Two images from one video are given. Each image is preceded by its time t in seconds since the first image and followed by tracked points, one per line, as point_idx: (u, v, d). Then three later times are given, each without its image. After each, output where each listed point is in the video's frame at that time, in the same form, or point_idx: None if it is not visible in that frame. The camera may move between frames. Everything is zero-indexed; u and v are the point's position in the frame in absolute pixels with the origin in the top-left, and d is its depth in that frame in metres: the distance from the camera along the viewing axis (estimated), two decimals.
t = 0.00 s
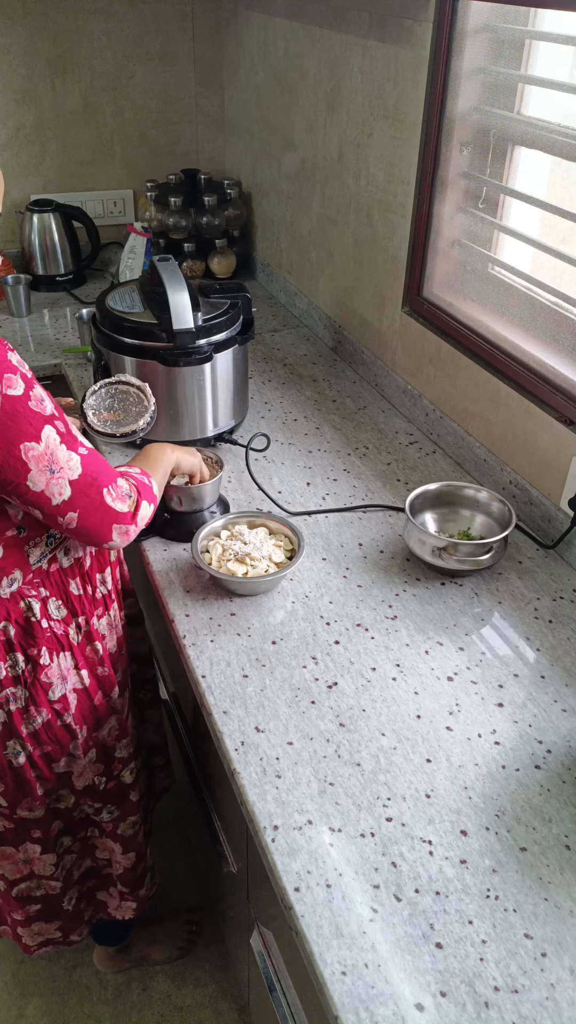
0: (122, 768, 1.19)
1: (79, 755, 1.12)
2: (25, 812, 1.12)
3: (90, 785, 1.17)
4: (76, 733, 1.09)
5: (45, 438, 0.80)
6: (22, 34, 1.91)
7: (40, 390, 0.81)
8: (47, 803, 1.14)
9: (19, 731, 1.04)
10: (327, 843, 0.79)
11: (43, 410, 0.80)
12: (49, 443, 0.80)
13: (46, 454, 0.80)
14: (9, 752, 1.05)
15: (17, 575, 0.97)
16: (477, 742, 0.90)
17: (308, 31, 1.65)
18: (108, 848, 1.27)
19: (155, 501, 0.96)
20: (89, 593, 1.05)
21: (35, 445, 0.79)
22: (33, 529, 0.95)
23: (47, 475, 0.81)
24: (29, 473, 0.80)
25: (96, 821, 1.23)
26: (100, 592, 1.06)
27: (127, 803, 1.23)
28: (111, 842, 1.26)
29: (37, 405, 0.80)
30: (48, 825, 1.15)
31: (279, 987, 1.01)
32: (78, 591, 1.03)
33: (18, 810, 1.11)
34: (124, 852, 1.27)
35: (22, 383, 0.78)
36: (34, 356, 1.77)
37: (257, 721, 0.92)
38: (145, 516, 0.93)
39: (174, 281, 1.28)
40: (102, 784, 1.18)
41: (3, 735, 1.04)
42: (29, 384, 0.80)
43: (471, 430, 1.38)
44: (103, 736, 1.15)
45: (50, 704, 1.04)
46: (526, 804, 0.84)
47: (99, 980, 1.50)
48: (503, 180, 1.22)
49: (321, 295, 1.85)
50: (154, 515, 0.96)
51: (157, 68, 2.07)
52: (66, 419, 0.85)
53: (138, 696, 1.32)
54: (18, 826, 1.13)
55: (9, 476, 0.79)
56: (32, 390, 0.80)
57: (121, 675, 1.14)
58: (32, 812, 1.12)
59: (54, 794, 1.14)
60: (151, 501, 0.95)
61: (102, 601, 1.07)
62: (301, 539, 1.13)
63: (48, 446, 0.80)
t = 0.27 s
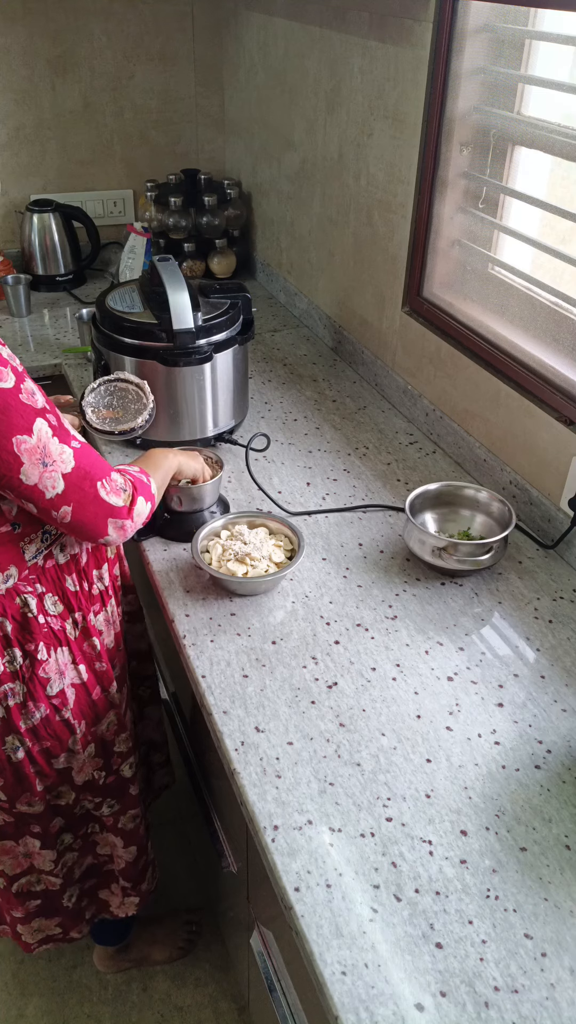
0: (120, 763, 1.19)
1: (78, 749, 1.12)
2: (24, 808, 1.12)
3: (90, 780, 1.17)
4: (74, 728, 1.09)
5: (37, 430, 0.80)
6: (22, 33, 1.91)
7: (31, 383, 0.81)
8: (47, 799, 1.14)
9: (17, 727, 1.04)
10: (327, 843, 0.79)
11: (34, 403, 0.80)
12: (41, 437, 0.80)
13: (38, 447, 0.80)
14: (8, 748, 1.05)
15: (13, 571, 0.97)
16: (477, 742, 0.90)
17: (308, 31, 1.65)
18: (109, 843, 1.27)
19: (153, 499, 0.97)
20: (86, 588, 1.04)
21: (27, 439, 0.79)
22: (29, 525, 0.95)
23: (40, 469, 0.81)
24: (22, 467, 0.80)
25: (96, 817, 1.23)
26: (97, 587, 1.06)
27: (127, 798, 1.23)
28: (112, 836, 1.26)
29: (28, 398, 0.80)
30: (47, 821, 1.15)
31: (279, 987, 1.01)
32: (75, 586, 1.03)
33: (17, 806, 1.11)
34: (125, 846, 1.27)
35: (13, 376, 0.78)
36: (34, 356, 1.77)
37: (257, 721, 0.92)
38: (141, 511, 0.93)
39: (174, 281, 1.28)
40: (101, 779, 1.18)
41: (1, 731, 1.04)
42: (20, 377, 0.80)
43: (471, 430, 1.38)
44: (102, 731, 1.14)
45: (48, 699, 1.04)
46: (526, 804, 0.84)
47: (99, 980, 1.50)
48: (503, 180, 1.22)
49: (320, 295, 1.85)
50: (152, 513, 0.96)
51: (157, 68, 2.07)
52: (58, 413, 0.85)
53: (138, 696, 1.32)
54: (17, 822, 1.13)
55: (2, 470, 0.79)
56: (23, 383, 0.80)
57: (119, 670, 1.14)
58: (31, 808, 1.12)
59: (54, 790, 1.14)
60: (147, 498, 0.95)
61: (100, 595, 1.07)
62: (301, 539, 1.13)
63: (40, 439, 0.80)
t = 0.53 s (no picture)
0: (116, 764, 1.19)
1: (74, 750, 1.12)
2: (19, 806, 1.12)
3: (85, 780, 1.17)
4: (70, 729, 1.09)
5: (37, 432, 0.80)
6: (21, 33, 1.91)
7: (29, 385, 0.81)
8: (42, 797, 1.14)
9: (12, 726, 1.04)
10: (327, 843, 0.79)
11: (33, 406, 0.80)
12: (41, 438, 0.80)
13: (39, 448, 0.80)
14: (3, 747, 1.05)
15: (10, 571, 0.97)
16: (477, 742, 0.90)
17: (308, 31, 1.65)
18: (104, 842, 1.27)
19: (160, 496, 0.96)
20: (82, 588, 1.04)
21: (28, 440, 0.79)
22: (26, 525, 0.95)
23: (41, 469, 0.81)
24: (23, 469, 0.80)
25: (91, 816, 1.23)
26: (93, 587, 1.06)
27: (122, 799, 1.23)
28: (106, 836, 1.26)
29: (27, 400, 0.80)
30: (43, 820, 1.15)
31: (279, 987, 1.01)
32: (71, 586, 1.03)
33: (12, 805, 1.11)
34: (120, 847, 1.27)
35: (11, 380, 0.78)
36: (34, 356, 1.77)
37: (257, 721, 0.92)
38: (147, 509, 0.93)
39: (174, 281, 1.27)
40: (97, 780, 1.18)
41: None
42: (19, 380, 0.80)
43: (471, 431, 1.38)
44: (98, 732, 1.14)
45: (43, 699, 1.05)
46: (526, 804, 0.84)
47: (99, 980, 1.50)
48: (503, 180, 1.22)
49: (320, 295, 1.85)
50: (157, 510, 0.96)
51: (157, 68, 2.07)
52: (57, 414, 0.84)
53: (138, 695, 1.32)
54: (12, 821, 1.13)
55: (3, 472, 0.79)
56: (21, 386, 0.79)
57: (116, 671, 1.14)
58: (26, 807, 1.12)
59: (49, 788, 1.15)
60: (153, 495, 0.95)
61: (96, 596, 1.07)
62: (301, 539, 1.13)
63: (40, 441, 0.80)
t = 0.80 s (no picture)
0: (116, 765, 1.19)
1: (74, 751, 1.12)
2: (19, 806, 1.12)
3: (85, 781, 1.17)
4: (71, 729, 1.09)
5: (39, 435, 0.79)
6: (21, 33, 1.91)
7: (31, 389, 0.81)
8: (42, 797, 1.14)
9: (13, 727, 1.04)
10: (327, 843, 0.79)
11: (35, 409, 0.80)
12: (43, 441, 0.80)
13: (41, 451, 0.80)
14: (3, 747, 1.05)
15: (11, 571, 0.97)
16: (477, 742, 0.90)
17: (308, 31, 1.65)
18: (102, 843, 1.27)
19: (161, 496, 0.96)
20: (83, 589, 1.04)
21: (30, 443, 0.79)
22: (27, 525, 0.95)
23: (43, 472, 0.80)
24: (25, 471, 0.79)
25: (90, 816, 1.23)
26: (94, 588, 1.06)
27: (121, 800, 1.23)
28: (104, 837, 1.26)
29: (28, 404, 0.80)
30: (43, 819, 1.15)
31: (279, 987, 1.01)
32: (72, 587, 1.03)
33: (12, 804, 1.11)
34: (117, 849, 1.27)
35: (13, 384, 0.78)
36: (34, 356, 1.77)
37: (257, 721, 0.92)
38: (148, 509, 0.92)
39: (174, 281, 1.27)
40: (97, 780, 1.18)
41: None
42: (20, 383, 0.80)
43: (471, 431, 1.38)
44: (98, 733, 1.14)
45: (44, 699, 1.05)
46: (526, 804, 0.84)
47: (99, 979, 1.50)
48: (503, 180, 1.22)
49: (321, 295, 1.85)
50: (159, 510, 0.96)
51: (157, 68, 2.07)
52: (59, 417, 0.84)
53: (138, 695, 1.32)
54: (12, 820, 1.13)
55: (5, 475, 0.79)
56: (23, 390, 0.79)
57: (116, 672, 1.14)
58: (26, 807, 1.12)
59: (49, 788, 1.15)
60: (154, 495, 0.94)
61: (97, 597, 1.07)
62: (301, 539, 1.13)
63: (43, 444, 0.80)
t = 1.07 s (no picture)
0: (117, 768, 1.19)
1: (75, 754, 1.12)
2: (20, 810, 1.12)
3: (86, 784, 1.17)
4: (71, 733, 1.09)
5: (44, 436, 0.80)
6: (21, 33, 1.91)
7: (34, 390, 0.81)
8: (42, 800, 1.14)
9: (13, 730, 1.04)
10: (327, 843, 0.79)
11: (39, 409, 0.80)
12: (48, 441, 0.80)
13: (46, 452, 0.80)
14: (3, 751, 1.05)
15: (11, 575, 0.97)
16: (477, 742, 0.90)
17: (308, 31, 1.65)
18: (103, 845, 1.27)
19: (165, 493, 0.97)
20: (84, 593, 1.05)
21: (34, 444, 0.79)
22: (27, 529, 0.95)
23: (49, 472, 0.80)
24: (31, 471, 0.79)
25: (91, 819, 1.23)
26: (95, 592, 1.06)
27: (122, 803, 1.23)
28: (106, 839, 1.26)
29: (32, 405, 0.80)
30: (43, 823, 1.15)
31: (280, 987, 1.01)
32: (73, 591, 1.03)
33: (12, 808, 1.11)
34: (119, 850, 1.27)
35: (16, 385, 0.78)
36: (34, 356, 1.77)
37: (257, 721, 0.92)
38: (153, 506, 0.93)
39: (174, 281, 1.28)
40: (98, 784, 1.18)
41: None
42: (23, 384, 0.80)
43: (472, 431, 1.38)
44: (99, 736, 1.15)
45: (44, 703, 1.05)
46: (526, 804, 0.84)
47: (99, 980, 1.50)
48: (503, 180, 1.22)
49: (321, 295, 1.85)
50: (163, 507, 0.96)
51: (157, 68, 2.07)
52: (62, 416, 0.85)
53: (138, 696, 1.32)
54: (13, 824, 1.13)
55: (11, 476, 0.79)
56: (26, 390, 0.79)
57: (117, 676, 1.14)
58: (27, 811, 1.12)
59: (49, 792, 1.15)
60: (159, 493, 0.94)
61: (97, 601, 1.07)
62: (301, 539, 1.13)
63: (47, 445, 0.80)
